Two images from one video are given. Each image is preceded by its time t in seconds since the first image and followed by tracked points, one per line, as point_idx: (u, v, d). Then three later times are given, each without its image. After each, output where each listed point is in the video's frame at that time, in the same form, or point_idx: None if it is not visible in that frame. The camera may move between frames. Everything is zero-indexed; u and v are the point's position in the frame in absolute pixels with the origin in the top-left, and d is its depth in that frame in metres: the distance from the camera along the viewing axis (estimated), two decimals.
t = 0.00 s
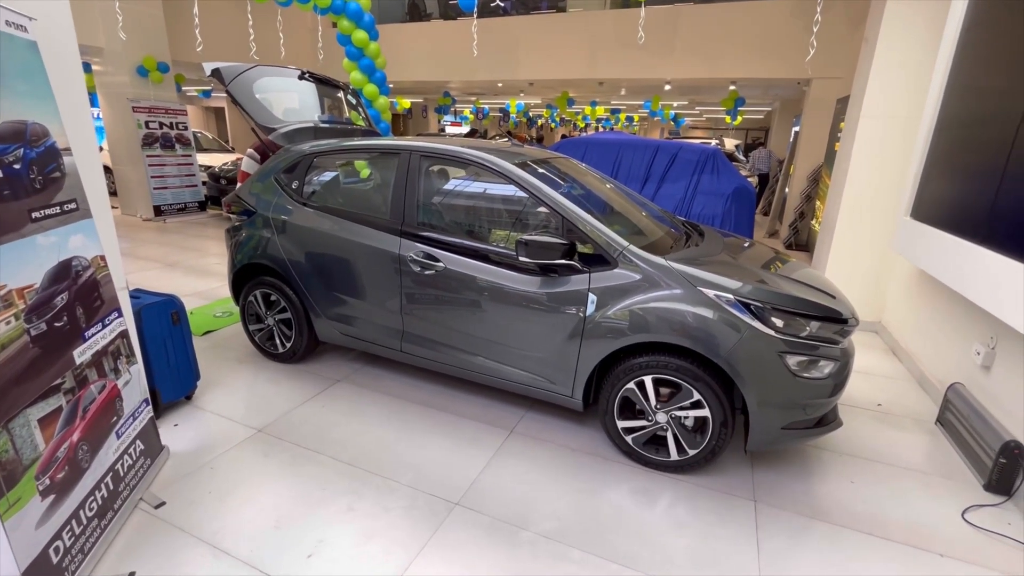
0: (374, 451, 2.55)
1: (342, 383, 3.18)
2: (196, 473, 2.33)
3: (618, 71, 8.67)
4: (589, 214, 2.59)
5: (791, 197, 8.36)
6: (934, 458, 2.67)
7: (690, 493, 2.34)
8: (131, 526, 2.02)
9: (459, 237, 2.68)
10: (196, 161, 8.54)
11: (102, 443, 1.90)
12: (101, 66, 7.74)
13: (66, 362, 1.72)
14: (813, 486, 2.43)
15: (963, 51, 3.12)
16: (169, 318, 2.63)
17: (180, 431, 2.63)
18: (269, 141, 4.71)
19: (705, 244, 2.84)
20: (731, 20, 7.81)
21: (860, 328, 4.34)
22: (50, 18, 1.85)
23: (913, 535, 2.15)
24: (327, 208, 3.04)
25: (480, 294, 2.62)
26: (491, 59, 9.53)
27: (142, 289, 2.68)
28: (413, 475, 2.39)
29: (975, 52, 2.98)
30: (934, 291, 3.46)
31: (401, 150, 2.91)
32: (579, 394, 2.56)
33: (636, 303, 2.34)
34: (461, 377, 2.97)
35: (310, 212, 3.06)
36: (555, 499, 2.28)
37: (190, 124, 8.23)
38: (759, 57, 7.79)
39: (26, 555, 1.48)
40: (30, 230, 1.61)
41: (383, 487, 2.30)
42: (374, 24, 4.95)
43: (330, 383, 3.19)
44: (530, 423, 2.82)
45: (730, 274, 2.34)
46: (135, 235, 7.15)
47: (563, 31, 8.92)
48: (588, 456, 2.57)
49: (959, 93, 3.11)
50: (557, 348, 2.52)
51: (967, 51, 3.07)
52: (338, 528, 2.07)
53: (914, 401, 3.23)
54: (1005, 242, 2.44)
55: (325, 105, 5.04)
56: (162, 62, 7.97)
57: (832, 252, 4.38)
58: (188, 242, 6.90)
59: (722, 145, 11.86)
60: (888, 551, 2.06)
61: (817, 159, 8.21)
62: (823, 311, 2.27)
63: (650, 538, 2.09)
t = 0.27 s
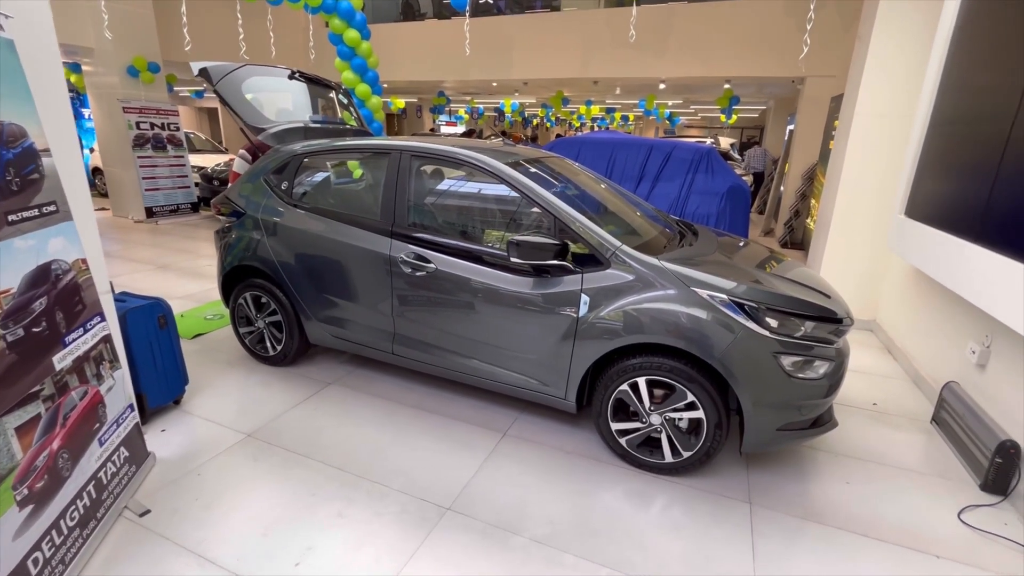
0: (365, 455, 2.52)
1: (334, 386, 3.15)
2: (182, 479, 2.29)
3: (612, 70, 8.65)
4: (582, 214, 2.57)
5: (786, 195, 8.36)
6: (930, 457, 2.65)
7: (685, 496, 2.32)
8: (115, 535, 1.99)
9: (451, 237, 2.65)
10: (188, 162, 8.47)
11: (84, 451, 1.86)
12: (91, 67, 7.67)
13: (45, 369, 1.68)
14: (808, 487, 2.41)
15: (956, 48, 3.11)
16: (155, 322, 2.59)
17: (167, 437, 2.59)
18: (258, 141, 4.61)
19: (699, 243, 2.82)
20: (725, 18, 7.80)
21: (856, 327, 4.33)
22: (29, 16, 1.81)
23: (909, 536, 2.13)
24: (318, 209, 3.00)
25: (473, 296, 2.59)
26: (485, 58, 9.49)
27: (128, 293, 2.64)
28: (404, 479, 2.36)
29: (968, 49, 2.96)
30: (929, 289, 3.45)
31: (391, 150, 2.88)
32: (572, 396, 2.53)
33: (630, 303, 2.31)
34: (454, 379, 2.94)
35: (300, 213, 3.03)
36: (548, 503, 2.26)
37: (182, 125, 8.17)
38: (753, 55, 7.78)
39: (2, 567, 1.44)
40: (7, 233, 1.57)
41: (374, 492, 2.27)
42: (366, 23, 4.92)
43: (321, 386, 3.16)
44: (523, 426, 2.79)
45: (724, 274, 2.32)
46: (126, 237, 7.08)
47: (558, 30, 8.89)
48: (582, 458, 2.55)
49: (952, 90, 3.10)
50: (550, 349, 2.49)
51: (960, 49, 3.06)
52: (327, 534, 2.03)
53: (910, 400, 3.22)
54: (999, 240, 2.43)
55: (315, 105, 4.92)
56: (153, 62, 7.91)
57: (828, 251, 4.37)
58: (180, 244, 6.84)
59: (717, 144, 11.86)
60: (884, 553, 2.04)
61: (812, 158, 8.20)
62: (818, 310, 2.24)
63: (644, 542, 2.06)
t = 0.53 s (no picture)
0: (356, 460, 2.48)
1: (326, 389, 3.10)
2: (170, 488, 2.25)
3: (609, 69, 8.61)
4: (575, 214, 2.52)
5: (785, 193, 8.31)
6: (930, 459, 2.61)
7: (681, 500, 2.28)
8: (98, 546, 1.95)
9: (445, 239, 2.61)
10: (183, 164, 8.42)
11: (66, 460, 1.82)
12: (85, 68, 7.63)
13: (23, 377, 1.64)
14: (807, 491, 2.36)
15: (955, 44, 3.07)
16: (143, 326, 2.55)
17: (155, 443, 2.55)
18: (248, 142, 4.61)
19: (695, 243, 2.78)
20: (722, 15, 7.76)
21: (855, 326, 4.29)
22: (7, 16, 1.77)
23: (909, 541, 2.09)
24: (310, 210, 2.96)
25: (468, 298, 2.55)
26: (482, 57, 9.44)
27: (115, 297, 2.60)
28: (396, 485, 2.32)
29: (966, 45, 2.93)
30: (928, 288, 3.41)
31: (382, 150, 2.84)
32: (567, 399, 2.49)
33: (625, 305, 2.27)
34: (448, 383, 2.90)
35: (291, 215, 2.99)
36: (541, 509, 2.22)
37: (177, 126, 8.12)
38: (751, 53, 7.74)
39: None
40: None
41: (364, 498, 2.23)
42: (360, 22, 4.83)
43: (313, 390, 3.11)
44: (517, 429, 2.75)
45: (720, 274, 2.28)
46: (121, 239, 7.03)
47: (554, 28, 8.85)
48: (576, 463, 2.51)
49: (951, 86, 3.06)
50: (544, 352, 2.45)
51: (959, 44, 3.02)
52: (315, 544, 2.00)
53: (909, 400, 3.18)
54: (1000, 238, 2.39)
55: (307, 106, 4.91)
56: (147, 63, 7.87)
57: (826, 250, 4.33)
58: (175, 246, 6.80)
59: (715, 142, 11.81)
60: (884, 558, 2.00)
61: (810, 156, 8.15)
62: (816, 311, 2.20)
63: (640, 549, 2.03)
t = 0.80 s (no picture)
0: (345, 470, 2.43)
1: (317, 396, 3.06)
2: (153, 500, 2.21)
3: (606, 69, 8.56)
4: (568, 217, 2.48)
5: (784, 193, 8.26)
6: (931, 465, 2.56)
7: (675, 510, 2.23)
8: (78, 561, 1.91)
9: (438, 243, 2.56)
10: (179, 167, 8.38)
11: (43, 472, 1.78)
12: (79, 71, 7.59)
13: None
14: (805, 499, 2.32)
15: (953, 42, 3.02)
16: (128, 333, 2.50)
17: (141, 453, 2.50)
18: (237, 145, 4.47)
19: (690, 245, 2.73)
20: (720, 14, 7.70)
21: (854, 328, 4.24)
22: None
23: (910, 551, 2.04)
24: (301, 215, 2.91)
25: (463, 304, 2.50)
26: (479, 58, 9.40)
27: (99, 304, 2.55)
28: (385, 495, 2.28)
29: (965, 43, 2.88)
30: (928, 289, 3.36)
31: (371, 153, 2.79)
32: (559, 406, 2.44)
33: (619, 310, 2.22)
34: (440, 389, 2.85)
35: (280, 219, 2.94)
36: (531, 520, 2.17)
37: (172, 129, 8.09)
38: (749, 52, 7.69)
39: None
40: None
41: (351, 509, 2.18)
42: (353, 23, 4.83)
43: (304, 396, 3.06)
44: (510, 436, 2.70)
45: (716, 279, 2.23)
46: (116, 243, 7.00)
47: (551, 29, 8.80)
48: (569, 471, 2.46)
49: (951, 85, 3.01)
50: (536, 358, 2.40)
51: (958, 42, 2.97)
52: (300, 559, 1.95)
53: (910, 404, 3.13)
54: (1001, 240, 2.34)
55: (299, 108, 4.80)
56: (142, 66, 7.83)
57: (825, 251, 4.28)
58: (170, 249, 6.75)
59: (714, 142, 11.76)
60: (883, 570, 1.96)
61: (809, 155, 8.10)
62: (813, 316, 2.15)
63: (634, 561, 1.98)
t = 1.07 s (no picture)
0: (338, 474, 2.40)
1: (312, 399, 3.03)
2: (143, 506, 2.18)
3: (605, 68, 8.52)
4: (563, 218, 2.44)
5: (785, 191, 8.20)
6: (934, 468, 2.52)
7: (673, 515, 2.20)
8: (65, 569, 1.88)
9: (434, 245, 2.52)
10: (177, 167, 8.36)
11: (29, 480, 1.75)
12: (76, 72, 7.58)
13: None
14: (804, 503, 2.28)
15: (955, 37, 2.98)
16: (119, 337, 2.48)
17: (132, 458, 2.48)
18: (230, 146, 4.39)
19: (688, 245, 2.69)
20: (719, 11, 7.65)
21: (855, 327, 4.20)
22: None
23: (912, 557, 2.00)
24: (295, 216, 2.87)
25: (460, 306, 2.46)
26: (477, 57, 9.36)
27: (90, 308, 2.53)
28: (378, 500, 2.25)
29: (968, 38, 2.83)
30: (930, 288, 3.32)
31: (364, 153, 2.76)
32: (555, 409, 2.41)
33: (615, 312, 2.18)
34: (435, 391, 2.82)
35: (272, 220, 2.91)
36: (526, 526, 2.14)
37: (170, 129, 8.07)
38: (748, 49, 7.64)
39: None
40: None
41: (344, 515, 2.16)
42: (350, 22, 4.79)
43: (298, 399, 3.04)
44: (505, 440, 2.67)
45: (714, 280, 2.19)
46: (115, 245, 6.98)
47: (549, 27, 8.76)
48: (565, 474, 2.43)
49: (953, 81, 2.96)
50: (531, 361, 2.37)
51: (960, 37, 2.92)
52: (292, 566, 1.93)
53: (911, 405, 3.09)
54: (1004, 239, 2.29)
55: (295, 108, 4.79)
56: (139, 66, 7.82)
57: (826, 249, 4.23)
58: (167, 250, 6.74)
59: (715, 140, 11.70)
60: None
61: (810, 152, 8.04)
62: (812, 317, 2.11)
63: (630, 567, 1.95)
